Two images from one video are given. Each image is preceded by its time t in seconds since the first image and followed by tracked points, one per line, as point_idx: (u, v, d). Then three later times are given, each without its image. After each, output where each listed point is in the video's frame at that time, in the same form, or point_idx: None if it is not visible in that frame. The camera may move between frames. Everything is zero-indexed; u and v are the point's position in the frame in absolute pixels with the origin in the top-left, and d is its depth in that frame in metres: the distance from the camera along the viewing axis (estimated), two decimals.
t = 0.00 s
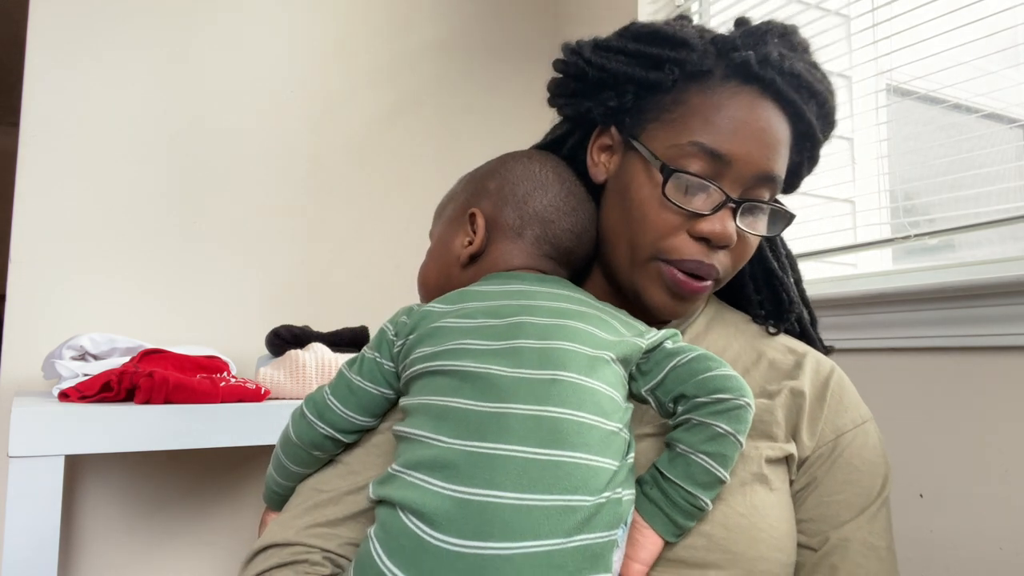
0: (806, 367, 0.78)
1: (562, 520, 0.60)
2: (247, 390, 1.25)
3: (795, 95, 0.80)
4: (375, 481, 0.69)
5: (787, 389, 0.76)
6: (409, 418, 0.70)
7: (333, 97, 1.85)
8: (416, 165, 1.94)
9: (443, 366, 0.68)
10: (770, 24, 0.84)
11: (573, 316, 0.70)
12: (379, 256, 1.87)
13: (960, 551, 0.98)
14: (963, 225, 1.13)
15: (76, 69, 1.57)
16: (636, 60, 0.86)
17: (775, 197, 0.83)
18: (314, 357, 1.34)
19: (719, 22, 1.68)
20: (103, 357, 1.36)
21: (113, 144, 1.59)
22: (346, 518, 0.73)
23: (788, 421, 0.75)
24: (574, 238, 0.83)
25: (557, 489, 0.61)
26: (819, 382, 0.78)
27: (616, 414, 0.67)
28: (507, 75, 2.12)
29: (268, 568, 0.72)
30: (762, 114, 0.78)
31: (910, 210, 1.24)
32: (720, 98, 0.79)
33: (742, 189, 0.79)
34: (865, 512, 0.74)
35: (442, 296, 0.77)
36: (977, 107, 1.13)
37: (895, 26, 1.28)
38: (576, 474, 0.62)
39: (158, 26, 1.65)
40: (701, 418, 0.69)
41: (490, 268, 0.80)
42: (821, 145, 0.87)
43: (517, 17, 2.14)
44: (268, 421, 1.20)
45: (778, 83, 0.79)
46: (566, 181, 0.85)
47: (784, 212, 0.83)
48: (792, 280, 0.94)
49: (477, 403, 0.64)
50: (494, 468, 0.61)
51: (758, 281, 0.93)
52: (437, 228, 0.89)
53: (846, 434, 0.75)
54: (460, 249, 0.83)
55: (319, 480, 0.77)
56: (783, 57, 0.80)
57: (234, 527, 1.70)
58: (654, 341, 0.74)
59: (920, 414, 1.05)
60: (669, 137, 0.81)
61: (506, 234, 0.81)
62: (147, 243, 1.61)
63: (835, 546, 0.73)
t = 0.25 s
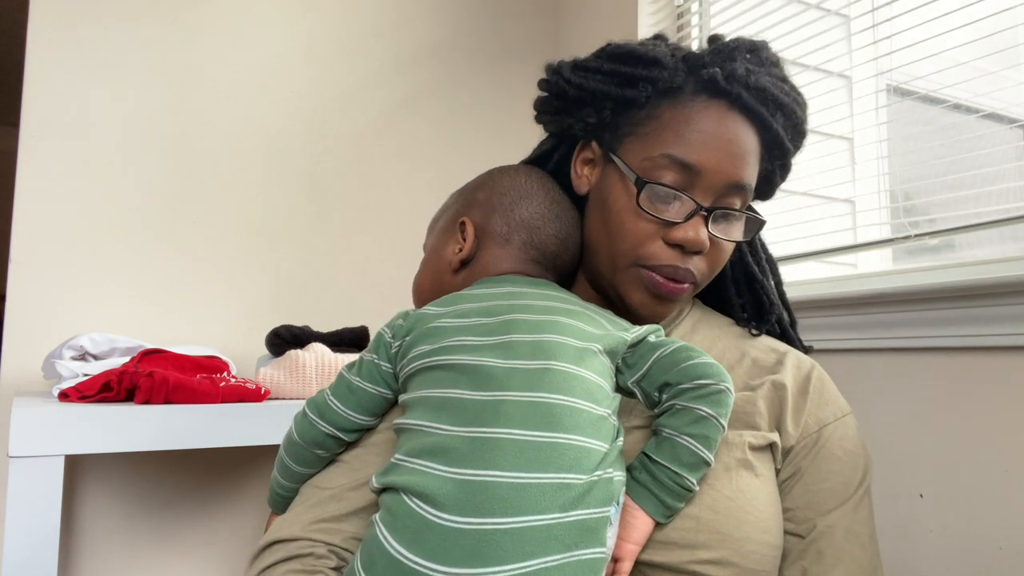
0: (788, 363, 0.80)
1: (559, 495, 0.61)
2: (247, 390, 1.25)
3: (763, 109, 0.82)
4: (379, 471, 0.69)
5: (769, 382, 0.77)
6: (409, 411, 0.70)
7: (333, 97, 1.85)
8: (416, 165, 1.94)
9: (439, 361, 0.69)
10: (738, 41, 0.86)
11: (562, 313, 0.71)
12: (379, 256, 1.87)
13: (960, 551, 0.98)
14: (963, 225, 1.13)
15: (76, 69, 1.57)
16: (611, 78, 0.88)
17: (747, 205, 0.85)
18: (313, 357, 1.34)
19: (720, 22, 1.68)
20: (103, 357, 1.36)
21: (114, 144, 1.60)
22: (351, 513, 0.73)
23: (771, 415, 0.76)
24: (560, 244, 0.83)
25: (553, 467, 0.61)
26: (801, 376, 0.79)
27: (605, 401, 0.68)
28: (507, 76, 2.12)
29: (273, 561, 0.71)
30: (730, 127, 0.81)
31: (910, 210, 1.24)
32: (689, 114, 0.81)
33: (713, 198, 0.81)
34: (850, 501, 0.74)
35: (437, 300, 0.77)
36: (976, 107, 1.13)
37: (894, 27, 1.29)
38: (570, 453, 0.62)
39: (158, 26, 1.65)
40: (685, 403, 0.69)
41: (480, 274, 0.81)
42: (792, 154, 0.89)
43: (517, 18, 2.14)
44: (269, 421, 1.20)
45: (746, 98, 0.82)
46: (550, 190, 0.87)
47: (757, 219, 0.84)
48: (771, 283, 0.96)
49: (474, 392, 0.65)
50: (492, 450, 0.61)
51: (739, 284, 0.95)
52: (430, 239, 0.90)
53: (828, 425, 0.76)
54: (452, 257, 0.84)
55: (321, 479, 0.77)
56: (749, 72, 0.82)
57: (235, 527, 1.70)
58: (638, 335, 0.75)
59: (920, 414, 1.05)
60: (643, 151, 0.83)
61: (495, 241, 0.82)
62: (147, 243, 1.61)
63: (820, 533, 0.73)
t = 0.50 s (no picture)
0: (783, 363, 0.80)
1: (560, 490, 0.61)
2: (247, 390, 1.25)
3: (758, 112, 0.83)
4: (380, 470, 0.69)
5: (764, 381, 0.77)
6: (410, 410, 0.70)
7: (333, 97, 1.85)
8: (416, 165, 1.94)
9: (439, 361, 0.69)
10: (732, 45, 0.86)
11: (561, 314, 0.71)
12: (379, 256, 1.87)
13: (960, 551, 0.98)
14: (963, 225, 1.13)
15: (76, 69, 1.57)
16: (608, 83, 0.88)
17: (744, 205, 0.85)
18: (313, 357, 1.34)
19: (720, 22, 1.67)
20: (104, 357, 1.36)
21: (114, 144, 1.59)
22: (352, 512, 0.73)
23: (765, 413, 0.76)
24: (558, 247, 0.83)
25: (553, 463, 0.61)
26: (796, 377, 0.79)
27: (605, 399, 0.68)
28: (507, 75, 2.12)
29: (275, 560, 0.71)
30: (727, 128, 0.81)
31: (910, 210, 1.24)
32: (687, 118, 0.81)
33: (711, 198, 0.81)
34: (844, 499, 0.74)
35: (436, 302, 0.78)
36: (976, 107, 1.13)
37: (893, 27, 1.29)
38: (570, 449, 0.62)
39: (158, 25, 1.65)
40: (682, 400, 0.69)
41: (479, 276, 0.81)
42: (784, 155, 0.90)
43: (517, 18, 2.14)
44: (268, 422, 1.20)
45: (741, 101, 0.82)
46: (547, 193, 0.87)
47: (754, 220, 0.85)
48: (765, 285, 0.96)
49: (474, 390, 0.65)
50: (492, 447, 0.61)
51: (733, 286, 0.95)
52: (429, 242, 0.90)
53: (823, 425, 0.76)
54: (450, 260, 0.84)
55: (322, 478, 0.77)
56: (744, 76, 0.82)
57: (235, 526, 1.70)
58: (635, 335, 0.75)
59: (920, 414, 1.05)
60: (642, 153, 0.83)
61: (493, 244, 0.82)
62: (147, 243, 1.61)
63: (817, 531, 0.73)
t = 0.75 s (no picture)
0: (790, 366, 0.80)
1: (562, 505, 0.61)
2: (247, 390, 1.25)
3: (768, 103, 0.82)
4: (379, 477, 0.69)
5: (771, 386, 0.77)
6: (410, 417, 0.70)
7: (332, 97, 1.85)
8: (416, 165, 1.94)
9: (440, 367, 0.69)
10: (741, 36, 0.86)
11: (564, 318, 0.71)
12: (379, 256, 1.87)
13: (960, 551, 0.98)
14: (963, 225, 1.13)
15: (76, 69, 1.57)
16: (616, 74, 0.88)
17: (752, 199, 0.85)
18: (313, 357, 1.34)
19: (721, 22, 1.68)
20: (104, 357, 1.36)
21: (114, 144, 1.59)
22: (351, 517, 0.72)
23: (772, 419, 0.76)
24: (561, 246, 0.83)
25: (555, 476, 0.61)
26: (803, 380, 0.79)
27: (608, 408, 0.68)
28: (507, 75, 2.12)
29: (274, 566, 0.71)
30: (736, 120, 0.81)
31: (910, 210, 1.24)
32: (696, 109, 0.81)
33: (720, 192, 0.81)
34: (851, 505, 0.74)
35: (437, 303, 0.78)
36: (976, 107, 1.13)
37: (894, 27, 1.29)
38: (573, 461, 0.62)
39: (158, 25, 1.66)
40: (688, 410, 0.70)
41: (481, 276, 0.81)
42: (795, 150, 0.90)
43: (517, 17, 2.14)
44: (268, 422, 1.20)
45: (751, 92, 0.82)
46: (552, 192, 0.87)
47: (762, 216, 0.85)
48: (772, 282, 0.96)
49: (475, 399, 0.64)
50: (494, 458, 0.61)
51: (740, 285, 0.95)
52: (430, 238, 0.90)
53: (830, 430, 0.76)
54: (452, 258, 0.84)
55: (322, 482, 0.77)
56: (755, 67, 0.82)
57: (234, 526, 1.70)
58: (640, 341, 0.75)
59: (921, 414, 1.04)
60: (650, 145, 0.83)
61: (496, 242, 0.82)
62: (147, 243, 1.61)
63: (823, 539, 0.72)
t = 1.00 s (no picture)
0: (797, 368, 0.79)
1: (556, 529, 0.61)
2: (247, 390, 1.25)
3: (767, 79, 0.83)
4: (368, 494, 0.69)
5: (778, 391, 0.77)
6: (400, 430, 0.70)
7: (333, 97, 1.85)
8: (416, 165, 1.94)
9: (432, 379, 0.68)
10: (738, 15, 0.87)
11: (561, 324, 0.70)
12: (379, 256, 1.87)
13: (959, 551, 0.98)
14: (962, 226, 1.13)
15: (76, 69, 1.57)
16: (609, 54, 0.90)
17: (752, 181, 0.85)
18: (313, 357, 1.34)
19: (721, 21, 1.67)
20: (104, 357, 1.36)
21: (114, 144, 1.60)
22: (341, 529, 0.73)
23: (778, 426, 0.76)
24: (558, 240, 0.83)
25: (550, 499, 0.61)
26: (810, 381, 0.79)
27: (606, 421, 0.67)
28: (507, 74, 2.12)
29: None
30: (730, 96, 0.81)
31: (910, 210, 1.24)
32: (688, 84, 0.82)
33: (715, 171, 0.81)
34: (859, 514, 0.75)
35: (429, 304, 0.76)
36: (977, 107, 1.13)
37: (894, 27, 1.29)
38: (569, 483, 0.62)
39: (158, 25, 1.66)
40: (690, 423, 0.69)
41: (476, 275, 0.80)
42: (802, 131, 0.89)
43: (517, 16, 2.14)
44: (268, 422, 1.20)
45: (748, 67, 0.82)
46: (549, 183, 0.85)
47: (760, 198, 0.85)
48: (782, 279, 0.96)
49: (468, 416, 0.64)
50: (487, 480, 0.61)
51: (749, 281, 0.95)
52: (421, 232, 0.89)
53: (837, 435, 0.76)
54: (445, 254, 0.83)
55: (310, 491, 0.77)
56: (752, 42, 0.82)
57: (234, 526, 1.70)
58: (642, 346, 0.74)
59: (921, 414, 1.04)
60: (641, 124, 0.84)
61: (491, 238, 0.81)
62: (147, 243, 1.61)
63: (829, 550, 0.74)
